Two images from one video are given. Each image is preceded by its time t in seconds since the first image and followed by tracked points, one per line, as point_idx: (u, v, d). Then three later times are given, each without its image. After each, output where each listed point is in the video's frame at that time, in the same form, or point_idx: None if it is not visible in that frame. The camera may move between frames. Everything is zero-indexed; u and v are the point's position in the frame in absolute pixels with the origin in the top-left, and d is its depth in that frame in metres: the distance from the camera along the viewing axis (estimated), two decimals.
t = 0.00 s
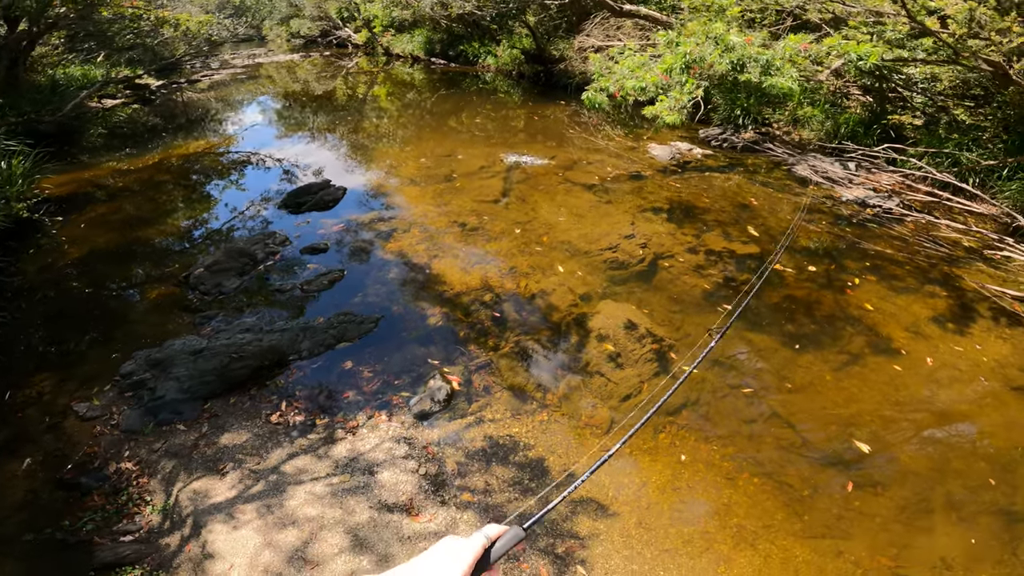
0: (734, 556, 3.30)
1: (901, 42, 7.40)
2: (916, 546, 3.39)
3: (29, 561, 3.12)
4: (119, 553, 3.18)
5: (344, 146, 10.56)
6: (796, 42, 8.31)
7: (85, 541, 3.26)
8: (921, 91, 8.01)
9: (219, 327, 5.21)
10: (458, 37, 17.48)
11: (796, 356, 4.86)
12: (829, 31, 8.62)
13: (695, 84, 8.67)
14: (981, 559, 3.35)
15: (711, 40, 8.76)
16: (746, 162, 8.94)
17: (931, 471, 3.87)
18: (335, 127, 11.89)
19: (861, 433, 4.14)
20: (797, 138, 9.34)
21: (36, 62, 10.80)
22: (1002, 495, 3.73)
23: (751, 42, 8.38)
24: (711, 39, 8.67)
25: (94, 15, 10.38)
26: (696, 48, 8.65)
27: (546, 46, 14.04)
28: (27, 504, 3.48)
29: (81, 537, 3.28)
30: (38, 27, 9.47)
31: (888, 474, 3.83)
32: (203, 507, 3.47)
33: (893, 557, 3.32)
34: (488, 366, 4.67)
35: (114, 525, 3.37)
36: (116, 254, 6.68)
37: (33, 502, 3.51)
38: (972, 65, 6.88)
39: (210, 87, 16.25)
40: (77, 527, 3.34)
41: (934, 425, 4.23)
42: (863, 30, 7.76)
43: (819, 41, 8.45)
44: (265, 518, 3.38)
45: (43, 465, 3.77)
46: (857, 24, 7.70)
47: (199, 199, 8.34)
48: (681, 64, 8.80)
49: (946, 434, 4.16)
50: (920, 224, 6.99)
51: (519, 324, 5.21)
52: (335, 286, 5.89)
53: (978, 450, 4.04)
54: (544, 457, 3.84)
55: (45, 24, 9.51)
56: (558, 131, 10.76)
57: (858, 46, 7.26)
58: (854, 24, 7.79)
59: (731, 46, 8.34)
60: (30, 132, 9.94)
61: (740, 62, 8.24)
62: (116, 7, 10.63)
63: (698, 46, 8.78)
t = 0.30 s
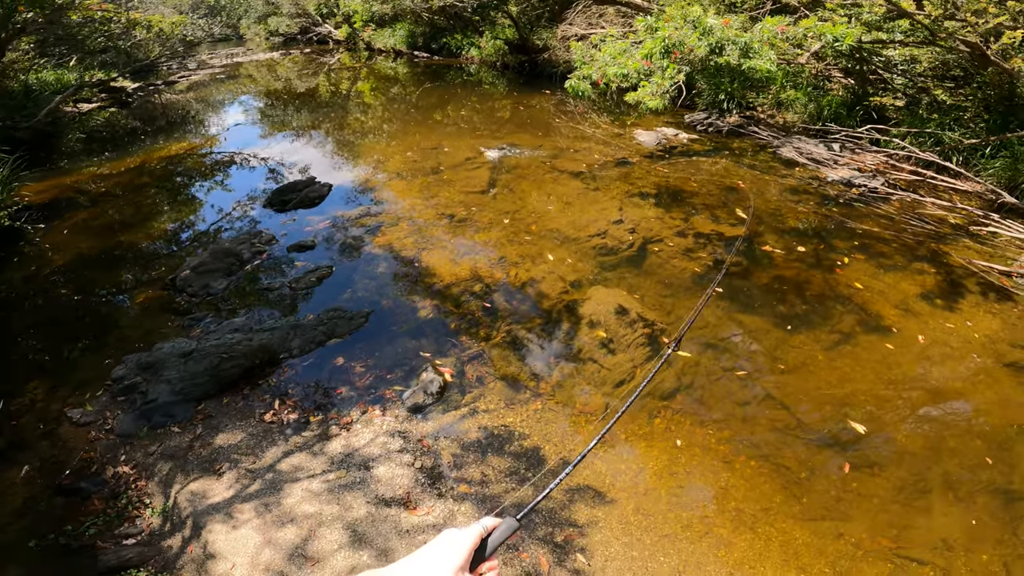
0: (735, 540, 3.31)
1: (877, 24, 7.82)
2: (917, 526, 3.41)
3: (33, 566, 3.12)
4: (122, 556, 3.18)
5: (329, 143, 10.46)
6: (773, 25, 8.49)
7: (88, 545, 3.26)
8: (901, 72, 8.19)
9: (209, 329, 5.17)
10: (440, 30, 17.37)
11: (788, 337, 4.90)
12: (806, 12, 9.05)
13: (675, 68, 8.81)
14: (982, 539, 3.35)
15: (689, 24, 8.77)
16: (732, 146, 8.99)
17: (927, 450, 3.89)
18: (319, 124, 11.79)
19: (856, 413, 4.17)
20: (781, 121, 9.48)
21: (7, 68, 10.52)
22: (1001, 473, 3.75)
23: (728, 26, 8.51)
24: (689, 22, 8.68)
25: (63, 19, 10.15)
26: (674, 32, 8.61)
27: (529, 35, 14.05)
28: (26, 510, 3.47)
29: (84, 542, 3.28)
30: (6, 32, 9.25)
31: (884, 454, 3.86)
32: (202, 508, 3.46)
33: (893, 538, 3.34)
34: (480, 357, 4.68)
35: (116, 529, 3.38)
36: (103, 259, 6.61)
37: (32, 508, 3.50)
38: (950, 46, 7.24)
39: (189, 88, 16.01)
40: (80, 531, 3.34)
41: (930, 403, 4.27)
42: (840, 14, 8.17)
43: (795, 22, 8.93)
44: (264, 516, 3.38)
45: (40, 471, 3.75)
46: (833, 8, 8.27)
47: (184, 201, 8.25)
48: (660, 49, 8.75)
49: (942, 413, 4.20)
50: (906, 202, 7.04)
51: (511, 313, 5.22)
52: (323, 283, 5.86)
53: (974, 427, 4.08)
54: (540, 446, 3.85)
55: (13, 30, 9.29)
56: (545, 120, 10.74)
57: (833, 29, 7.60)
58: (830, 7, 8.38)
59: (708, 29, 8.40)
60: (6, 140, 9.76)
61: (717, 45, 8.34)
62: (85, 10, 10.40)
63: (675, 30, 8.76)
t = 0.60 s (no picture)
0: (733, 531, 3.34)
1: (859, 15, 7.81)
2: (914, 514, 3.44)
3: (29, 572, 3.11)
4: (120, 559, 3.17)
5: (317, 143, 10.39)
6: (756, 16, 8.47)
7: (84, 550, 3.25)
8: (884, 63, 8.43)
9: (198, 331, 5.12)
10: (427, 27, 17.27)
11: (779, 325, 4.93)
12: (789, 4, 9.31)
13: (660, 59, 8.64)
14: (980, 527, 3.39)
15: (673, 15, 8.70)
16: (720, 137, 9.04)
17: (921, 438, 3.94)
18: (306, 123, 11.71)
19: (849, 401, 4.21)
20: (768, 112, 9.40)
21: None
22: (995, 460, 3.79)
23: (712, 16, 8.47)
24: (673, 13, 8.65)
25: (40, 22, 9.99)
26: (658, 24, 8.57)
27: (516, 31, 14.05)
28: (20, 517, 3.45)
29: (80, 546, 3.27)
30: None
31: (879, 442, 3.90)
32: (196, 509, 3.44)
33: (891, 526, 3.37)
34: (472, 352, 4.67)
35: (112, 533, 3.37)
36: (90, 264, 6.54)
37: (26, 515, 3.47)
38: (931, 35, 7.38)
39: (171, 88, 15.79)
40: (76, 536, 3.33)
41: (923, 390, 4.32)
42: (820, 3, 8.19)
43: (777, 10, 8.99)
44: (259, 517, 3.36)
45: (34, 477, 3.72)
46: None
47: (170, 203, 8.18)
48: (645, 41, 8.73)
49: (935, 400, 4.24)
50: (892, 189, 7.11)
51: (502, 307, 5.23)
52: (313, 282, 5.83)
53: (966, 413, 4.13)
54: (535, 441, 3.85)
55: None
56: (533, 115, 10.73)
57: (814, 19, 7.49)
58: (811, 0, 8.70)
59: (693, 21, 8.38)
60: None
61: (702, 36, 8.27)
62: (62, 13, 10.23)
63: (660, 21, 8.68)
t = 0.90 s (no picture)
0: (723, 520, 3.37)
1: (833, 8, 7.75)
2: (900, 501, 3.50)
3: None
4: (105, 562, 3.15)
5: (297, 142, 10.30)
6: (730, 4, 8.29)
7: (70, 554, 3.20)
8: (859, 54, 8.56)
9: (178, 333, 5.05)
10: (407, 24, 17.15)
11: (761, 313, 5.00)
12: None
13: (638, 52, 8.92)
14: (967, 513, 3.45)
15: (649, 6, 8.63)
16: (701, 129, 9.10)
17: (905, 424, 4.01)
18: (286, 122, 11.60)
19: (833, 388, 4.27)
20: (747, 104, 9.58)
21: None
22: (979, 446, 3.87)
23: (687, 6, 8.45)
24: (648, 5, 8.58)
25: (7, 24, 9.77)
26: (633, 15, 8.55)
27: (497, 26, 14.08)
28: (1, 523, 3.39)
29: (66, 551, 3.23)
30: None
31: (863, 429, 3.96)
32: (180, 512, 3.41)
33: (878, 513, 3.42)
34: (456, 347, 4.68)
35: (97, 536, 3.32)
36: (66, 268, 6.43)
37: (7, 521, 3.42)
38: (903, 26, 7.42)
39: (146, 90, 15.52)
40: (61, 541, 3.29)
41: (906, 376, 4.40)
42: None
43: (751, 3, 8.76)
44: (244, 517, 3.34)
45: (15, 483, 3.66)
46: None
47: (148, 206, 8.06)
48: (621, 33, 8.68)
49: (917, 385, 4.32)
50: (869, 178, 7.23)
51: (487, 302, 5.23)
52: (293, 281, 5.79)
53: (948, 399, 4.21)
54: (521, 434, 3.86)
55: None
56: (516, 110, 10.72)
57: (786, 7, 7.44)
58: None
59: (668, 12, 8.40)
60: None
61: (677, 28, 8.39)
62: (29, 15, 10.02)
63: (635, 13, 8.63)
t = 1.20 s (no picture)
0: (711, 507, 3.43)
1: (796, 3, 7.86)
2: (882, 483, 3.59)
3: None
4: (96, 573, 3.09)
5: (268, 143, 10.13)
6: None
7: (58, 567, 3.14)
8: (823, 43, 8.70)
9: (152, 341, 4.95)
10: (378, 21, 16.97)
11: (739, 300, 5.11)
12: None
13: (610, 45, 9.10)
14: (950, 493, 3.54)
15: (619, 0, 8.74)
16: (674, 120, 9.23)
17: (881, 406, 4.14)
18: (256, 123, 11.39)
19: (812, 372, 4.39)
20: (718, 94, 9.75)
21: None
22: (956, 426, 4.00)
23: None
24: None
25: None
26: (605, 9, 8.67)
27: (470, 21, 14.15)
28: None
29: (54, 563, 3.16)
30: None
31: (842, 412, 4.08)
32: (167, 520, 3.37)
33: (862, 496, 3.50)
34: (438, 344, 4.68)
35: (86, 548, 3.26)
36: (32, 279, 6.23)
37: None
38: (864, 15, 7.65)
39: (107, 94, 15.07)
40: (49, 553, 3.22)
41: (881, 357, 4.54)
42: None
43: None
44: (233, 523, 3.32)
45: None
46: None
47: (115, 213, 7.86)
48: (593, 26, 8.89)
49: (892, 366, 4.47)
50: (837, 164, 7.44)
51: (468, 298, 5.24)
52: (270, 284, 5.72)
53: (923, 379, 4.36)
54: (507, 429, 3.89)
55: None
56: (491, 106, 10.71)
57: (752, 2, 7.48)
58: None
59: (638, 5, 8.41)
60: None
61: (648, 20, 8.39)
62: None
63: (606, 6, 8.75)
